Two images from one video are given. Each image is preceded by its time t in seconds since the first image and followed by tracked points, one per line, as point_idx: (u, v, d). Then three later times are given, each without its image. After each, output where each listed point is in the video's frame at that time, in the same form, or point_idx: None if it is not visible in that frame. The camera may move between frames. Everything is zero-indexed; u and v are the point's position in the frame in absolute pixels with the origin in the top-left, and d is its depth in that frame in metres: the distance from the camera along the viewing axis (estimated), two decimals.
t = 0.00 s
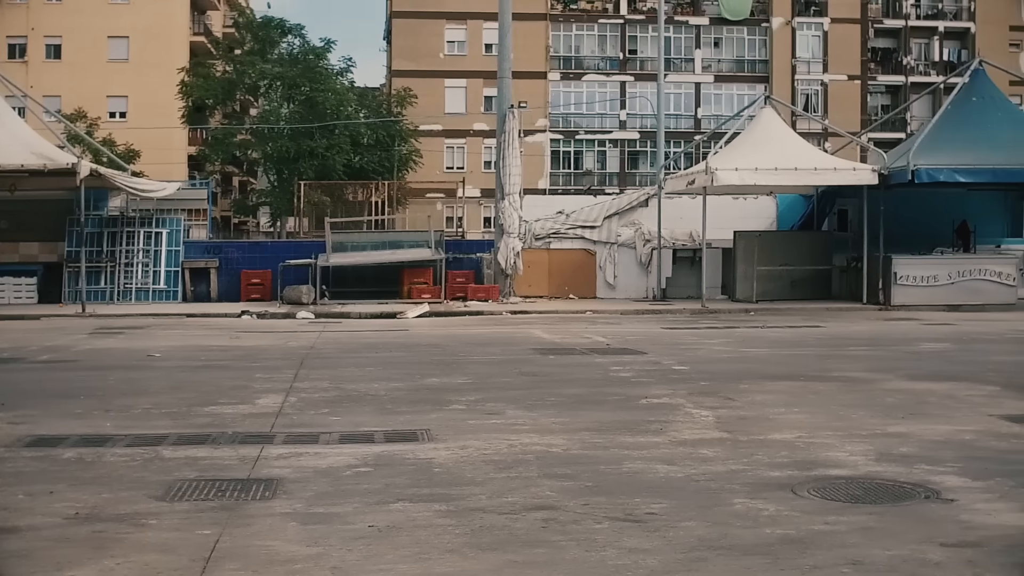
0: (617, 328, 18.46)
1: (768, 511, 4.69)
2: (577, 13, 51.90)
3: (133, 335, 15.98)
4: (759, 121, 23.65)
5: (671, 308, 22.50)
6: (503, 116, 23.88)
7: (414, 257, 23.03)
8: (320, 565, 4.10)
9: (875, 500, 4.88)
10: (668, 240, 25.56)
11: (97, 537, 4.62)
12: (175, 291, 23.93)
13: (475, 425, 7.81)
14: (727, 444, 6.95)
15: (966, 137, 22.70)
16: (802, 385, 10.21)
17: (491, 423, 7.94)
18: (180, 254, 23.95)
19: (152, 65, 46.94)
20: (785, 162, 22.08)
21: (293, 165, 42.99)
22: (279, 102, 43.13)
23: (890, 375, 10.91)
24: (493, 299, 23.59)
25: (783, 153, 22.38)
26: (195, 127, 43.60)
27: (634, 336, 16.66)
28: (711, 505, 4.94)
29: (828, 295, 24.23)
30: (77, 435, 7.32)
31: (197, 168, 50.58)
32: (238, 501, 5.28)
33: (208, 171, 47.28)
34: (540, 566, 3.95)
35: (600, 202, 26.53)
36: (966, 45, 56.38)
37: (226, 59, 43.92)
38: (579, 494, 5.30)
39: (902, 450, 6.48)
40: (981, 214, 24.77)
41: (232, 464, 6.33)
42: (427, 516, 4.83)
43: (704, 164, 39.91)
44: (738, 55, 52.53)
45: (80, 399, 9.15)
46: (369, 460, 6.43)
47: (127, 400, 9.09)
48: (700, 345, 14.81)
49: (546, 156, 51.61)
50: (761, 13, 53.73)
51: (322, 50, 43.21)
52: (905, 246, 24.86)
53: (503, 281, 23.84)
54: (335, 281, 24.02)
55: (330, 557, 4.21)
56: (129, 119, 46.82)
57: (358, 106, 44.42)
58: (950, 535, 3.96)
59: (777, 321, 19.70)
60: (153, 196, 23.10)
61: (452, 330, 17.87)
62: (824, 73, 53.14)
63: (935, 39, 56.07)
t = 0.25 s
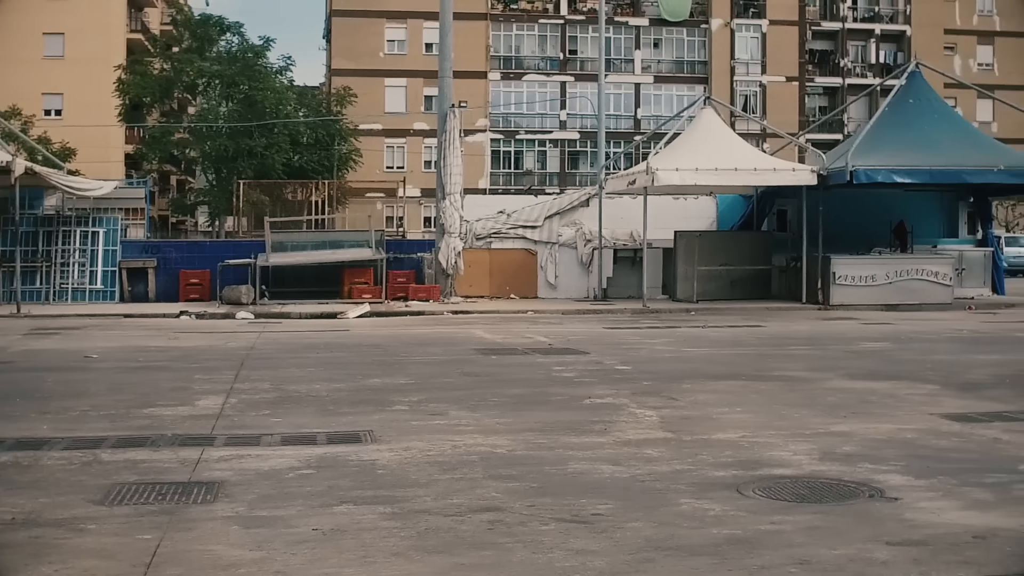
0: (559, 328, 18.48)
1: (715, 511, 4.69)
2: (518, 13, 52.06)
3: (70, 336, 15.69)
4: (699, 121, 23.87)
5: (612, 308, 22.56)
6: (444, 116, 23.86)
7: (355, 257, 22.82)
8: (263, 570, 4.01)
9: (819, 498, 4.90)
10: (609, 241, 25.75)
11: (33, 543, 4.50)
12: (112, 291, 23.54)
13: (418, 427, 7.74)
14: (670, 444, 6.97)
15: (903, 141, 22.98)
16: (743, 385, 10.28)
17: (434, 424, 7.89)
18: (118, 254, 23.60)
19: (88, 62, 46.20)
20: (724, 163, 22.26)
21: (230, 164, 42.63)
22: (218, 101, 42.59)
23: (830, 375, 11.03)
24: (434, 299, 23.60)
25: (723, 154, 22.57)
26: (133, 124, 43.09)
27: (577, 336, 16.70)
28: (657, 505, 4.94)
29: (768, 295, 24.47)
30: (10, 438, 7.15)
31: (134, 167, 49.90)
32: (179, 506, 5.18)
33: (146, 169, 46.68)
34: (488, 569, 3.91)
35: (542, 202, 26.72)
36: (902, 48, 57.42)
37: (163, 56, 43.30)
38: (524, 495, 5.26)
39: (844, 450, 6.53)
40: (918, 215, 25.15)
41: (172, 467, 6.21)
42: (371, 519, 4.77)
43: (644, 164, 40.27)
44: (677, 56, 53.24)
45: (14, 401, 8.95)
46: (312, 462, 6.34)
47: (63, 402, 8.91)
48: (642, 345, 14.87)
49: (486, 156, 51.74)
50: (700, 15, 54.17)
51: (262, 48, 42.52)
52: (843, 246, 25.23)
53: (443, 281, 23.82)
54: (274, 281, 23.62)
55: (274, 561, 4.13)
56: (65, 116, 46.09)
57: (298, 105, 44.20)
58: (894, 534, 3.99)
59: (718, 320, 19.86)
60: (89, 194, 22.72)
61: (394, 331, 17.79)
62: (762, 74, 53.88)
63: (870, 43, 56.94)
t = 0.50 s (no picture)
0: (505, 327, 18.45)
1: (666, 510, 4.68)
2: (461, 12, 52.19)
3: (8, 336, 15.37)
4: (644, 123, 24.06)
5: (556, 308, 22.53)
6: (387, 114, 23.69)
7: (298, 256, 22.75)
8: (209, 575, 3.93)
9: (769, 498, 4.92)
10: (553, 240, 25.87)
11: None
12: (51, 291, 23.24)
13: (365, 427, 7.67)
14: (619, 444, 6.97)
15: (844, 143, 23.13)
16: (690, 384, 10.33)
17: (381, 425, 7.82)
18: (57, 253, 23.25)
19: (23, 58, 45.29)
20: (668, 163, 22.37)
21: (171, 163, 42.00)
22: (159, 99, 41.94)
23: (775, 374, 11.12)
24: (378, 299, 23.27)
25: (667, 154, 22.69)
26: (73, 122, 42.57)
27: (523, 335, 16.67)
28: (607, 506, 4.92)
29: (711, 294, 24.56)
30: None
31: (72, 165, 49.13)
32: (122, 509, 5.07)
33: (85, 168, 45.96)
34: (439, 571, 3.87)
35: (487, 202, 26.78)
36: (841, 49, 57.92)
37: (104, 54, 42.83)
38: (474, 497, 5.21)
39: (792, 449, 6.58)
40: (861, 215, 25.42)
41: (115, 469, 6.09)
42: (320, 522, 4.70)
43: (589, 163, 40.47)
44: (620, 56, 53.42)
45: None
46: (258, 464, 6.25)
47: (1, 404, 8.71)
48: (588, 345, 14.90)
49: (429, 156, 51.71)
50: (644, 15, 54.52)
51: (203, 47, 41.91)
52: (787, 245, 25.42)
53: (387, 281, 23.70)
54: (217, 280, 23.35)
55: (221, 566, 4.05)
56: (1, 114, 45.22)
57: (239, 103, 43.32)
58: (844, 533, 4.01)
59: (663, 320, 19.96)
60: (28, 193, 22.31)
61: (339, 330, 17.65)
62: (704, 74, 54.42)
63: (812, 43, 57.67)
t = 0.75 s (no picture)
0: (449, 327, 18.42)
1: (617, 511, 4.67)
2: (401, 11, 52.57)
3: None
4: (585, 122, 24.14)
5: (499, 308, 22.49)
6: (327, 112, 23.57)
7: (239, 255, 22.58)
8: None
9: (718, 497, 4.93)
10: (495, 240, 25.87)
11: None
12: None
13: (310, 429, 7.59)
14: (566, 443, 6.97)
15: (783, 144, 23.38)
16: (634, 383, 10.37)
17: (326, 426, 7.74)
18: None
19: None
20: (610, 163, 22.44)
21: (109, 161, 41.46)
22: (96, 96, 41.34)
23: (719, 372, 11.20)
24: (319, 299, 23.24)
25: (609, 154, 22.79)
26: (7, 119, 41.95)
27: (467, 335, 16.62)
28: (557, 506, 4.90)
29: (653, 293, 24.81)
30: None
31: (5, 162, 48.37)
32: (63, 514, 4.95)
33: (20, 167, 45.28)
34: None
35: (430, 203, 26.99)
36: (779, 51, 59.24)
37: (39, 50, 42.25)
38: (422, 498, 5.16)
39: (738, 448, 6.62)
40: (800, 215, 25.75)
41: (54, 473, 5.96)
42: (267, 525, 4.63)
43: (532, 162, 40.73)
44: (561, 57, 54.31)
45: None
46: (202, 467, 6.15)
47: None
48: (532, 345, 14.91)
49: (370, 155, 52.02)
50: (584, 15, 55.51)
51: (140, 43, 41.28)
52: (728, 246, 25.65)
53: (328, 281, 23.51)
54: (155, 280, 22.98)
55: (167, 572, 3.97)
56: None
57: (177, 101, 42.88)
58: (795, 532, 4.03)
59: (606, 319, 20.05)
60: None
61: (281, 330, 17.50)
62: (644, 75, 55.57)
63: (750, 45, 58.94)
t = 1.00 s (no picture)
0: (405, 328, 18.37)
1: (582, 512, 4.65)
2: (356, 11, 53.32)
3: None
4: (542, 122, 24.19)
5: (457, 308, 22.45)
6: (284, 112, 23.35)
7: (193, 255, 22.33)
8: None
9: (682, 498, 4.94)
10: (451, 240, 25.66)
11: None
12: None
13: (268, 430, 7.52)
14: (528, 444, 6.95)
15: (738, 145, 23.50)
16: (594, 383, 10.38)
17: (285, 427, 7.68)
18: None
19: None
20: (566, 163, 22.50)
21: (61, 161, 41.14)
22: (47, 94, 40.75)
23: (678, 373, 11.25)
24: (274, 299, 23.06)
25: (566, 154, 22.83)
26: None
27: (426, 336, 16.57)
28: (522, 507, 4.85)
29: (610, 293, 24.84)
30: None
31: None
32: (19, 518, 4.86)
33: None
34: None
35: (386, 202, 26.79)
36: (734, 52, 60.44)
37: None
38: (385, 499, 5.10)
39: (702, 448, 6.65)
40: (755, 216, 25.95)
41: (9, 477, 5.84)
42: (227, 528, 4.58)
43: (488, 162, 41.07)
44: (516, 57, 55.09)
45: None
46: (161, 469, 6.08)
47: None
48: (491, 345, 14.89)
49: (324, 154, 52.79)
50: (540, 15, 56.38)
51: (93, 41, 40.53)
52: (684, 246, 25.79)
53: (284, 281, 23.29)
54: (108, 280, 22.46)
55: None
56: None
57: (129, 99, 42.71)
58: (759, 533, 4.05)
59: (564, 319, 20.08)
60: None
61: (238, 331, 17.37)
62: (599, 75, 56.17)
63: (704, 46, 59.89)
